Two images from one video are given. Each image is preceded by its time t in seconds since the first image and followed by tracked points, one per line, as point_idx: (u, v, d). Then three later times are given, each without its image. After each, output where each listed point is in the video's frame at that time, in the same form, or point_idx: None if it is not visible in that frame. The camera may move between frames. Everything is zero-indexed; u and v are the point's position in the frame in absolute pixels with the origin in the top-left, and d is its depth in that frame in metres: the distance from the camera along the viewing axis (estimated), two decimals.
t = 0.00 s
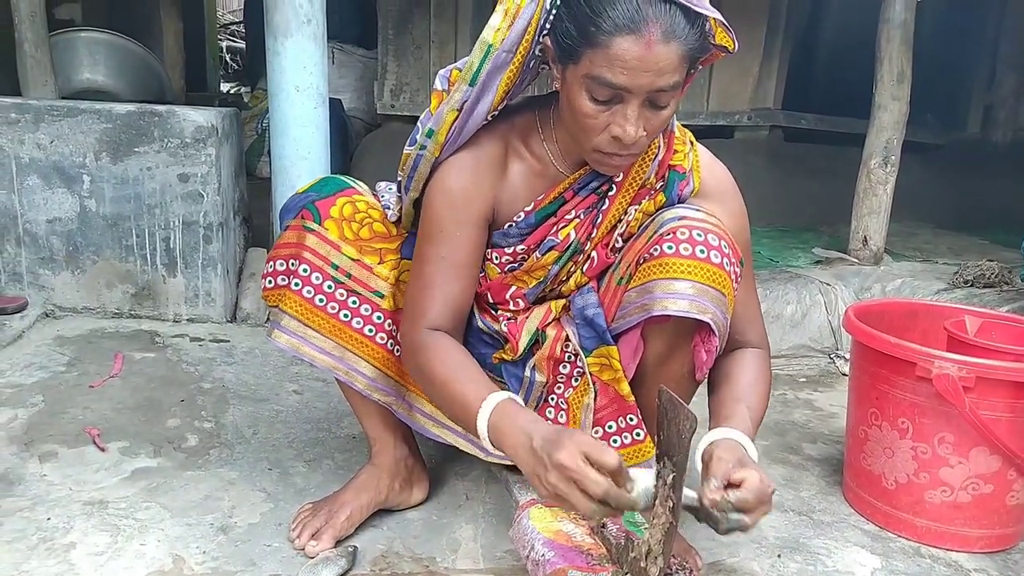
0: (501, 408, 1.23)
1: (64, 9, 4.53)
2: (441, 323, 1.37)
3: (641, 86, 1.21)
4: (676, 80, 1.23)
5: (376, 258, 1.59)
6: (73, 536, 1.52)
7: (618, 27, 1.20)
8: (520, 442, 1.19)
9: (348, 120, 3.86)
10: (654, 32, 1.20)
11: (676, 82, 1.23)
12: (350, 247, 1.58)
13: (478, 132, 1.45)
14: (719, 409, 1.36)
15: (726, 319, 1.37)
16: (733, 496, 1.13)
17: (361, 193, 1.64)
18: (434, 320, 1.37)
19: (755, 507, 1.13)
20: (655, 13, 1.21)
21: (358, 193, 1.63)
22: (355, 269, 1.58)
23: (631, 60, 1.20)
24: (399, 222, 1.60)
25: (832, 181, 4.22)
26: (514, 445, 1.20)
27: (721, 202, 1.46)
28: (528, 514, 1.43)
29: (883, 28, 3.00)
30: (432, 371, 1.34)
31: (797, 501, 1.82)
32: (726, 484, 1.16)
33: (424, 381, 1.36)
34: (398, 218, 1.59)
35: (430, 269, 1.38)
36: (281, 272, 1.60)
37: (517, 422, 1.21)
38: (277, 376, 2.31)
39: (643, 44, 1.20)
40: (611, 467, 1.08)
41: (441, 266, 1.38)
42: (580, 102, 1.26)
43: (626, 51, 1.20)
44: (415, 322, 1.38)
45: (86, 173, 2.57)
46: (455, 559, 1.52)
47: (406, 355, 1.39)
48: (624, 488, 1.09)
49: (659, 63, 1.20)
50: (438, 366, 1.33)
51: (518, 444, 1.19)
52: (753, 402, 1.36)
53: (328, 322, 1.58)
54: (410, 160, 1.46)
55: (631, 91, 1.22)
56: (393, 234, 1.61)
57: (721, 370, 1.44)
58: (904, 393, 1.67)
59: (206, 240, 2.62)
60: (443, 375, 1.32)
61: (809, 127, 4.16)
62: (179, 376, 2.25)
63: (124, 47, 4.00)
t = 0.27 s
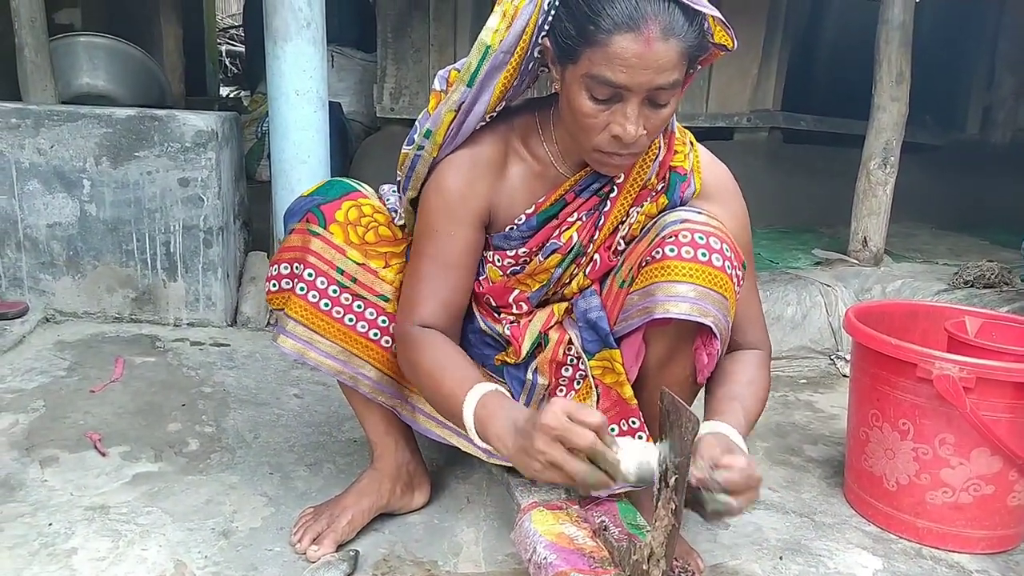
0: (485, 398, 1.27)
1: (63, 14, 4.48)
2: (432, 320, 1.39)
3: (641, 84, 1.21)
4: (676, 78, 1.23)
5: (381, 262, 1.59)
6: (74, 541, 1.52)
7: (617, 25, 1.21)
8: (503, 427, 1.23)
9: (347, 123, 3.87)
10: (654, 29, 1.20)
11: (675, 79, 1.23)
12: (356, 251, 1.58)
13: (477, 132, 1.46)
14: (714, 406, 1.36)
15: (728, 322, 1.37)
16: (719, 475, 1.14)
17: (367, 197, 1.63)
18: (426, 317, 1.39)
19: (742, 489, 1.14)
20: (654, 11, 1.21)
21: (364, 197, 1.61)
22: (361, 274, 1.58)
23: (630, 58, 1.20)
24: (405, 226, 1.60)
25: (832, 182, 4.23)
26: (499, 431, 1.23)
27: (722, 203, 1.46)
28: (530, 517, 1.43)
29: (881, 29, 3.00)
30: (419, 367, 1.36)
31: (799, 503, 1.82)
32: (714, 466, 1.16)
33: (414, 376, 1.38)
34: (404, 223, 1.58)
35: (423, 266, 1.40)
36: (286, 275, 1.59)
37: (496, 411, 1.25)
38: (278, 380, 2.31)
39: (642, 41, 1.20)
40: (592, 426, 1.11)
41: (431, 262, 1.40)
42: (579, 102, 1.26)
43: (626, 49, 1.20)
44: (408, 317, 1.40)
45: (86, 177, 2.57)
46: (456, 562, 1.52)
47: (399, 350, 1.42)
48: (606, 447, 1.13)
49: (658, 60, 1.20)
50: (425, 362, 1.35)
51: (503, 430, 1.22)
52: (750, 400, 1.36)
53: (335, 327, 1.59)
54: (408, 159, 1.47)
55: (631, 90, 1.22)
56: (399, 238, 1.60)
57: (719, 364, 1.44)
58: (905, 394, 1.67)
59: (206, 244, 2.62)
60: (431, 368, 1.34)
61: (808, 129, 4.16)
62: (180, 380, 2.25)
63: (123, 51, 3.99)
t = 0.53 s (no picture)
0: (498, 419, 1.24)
1: (60, 14, 4.44)
2: (439, 328, 1.37)
3: (642, 89, 1.21)
4: (676, 83, 1.23)
5: (375, 262, 1.59)
6: (72, 541, 1.52)
7: (619, 31, 1.21)
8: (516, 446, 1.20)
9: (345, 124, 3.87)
10: (655, 36, 1.20)
11: (675, 85, 1.23)
12: (350, 251, 1.58)
13: (478, 136, 1.46)
14: (720, 418, 1.35)
15: (725, 322, 1.37)
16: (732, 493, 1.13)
17: (360, 198, 1.62)
18: (433, 326, 1.37)
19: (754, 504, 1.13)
20: (655, 17, 1.22)
21: (357, 198, 1.61)
22: (355, 274, 1.58)
23: (632, 64, 1.20)
24: (399, 226, 1.60)
25: (829, 183, 4.23)
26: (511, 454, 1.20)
27: (720, 205, 1.46)
28: (528, 517, 1.43)
29: (879, 30, 3.00)
30: (430, 377, 1.33)
31: (796, 503, 1.83)
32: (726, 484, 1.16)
33: (420, 385, 1.36)
34: (398, 222, 1.59)
35: (428, 274, 1.38)
36: (280, 276, 1.60)
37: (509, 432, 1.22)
38: (276, 380, 2.31)
39: (644, 48, 1.20)
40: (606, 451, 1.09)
41: (438, 270, 1.38)
42: (580, 106, 1.26)
43: (627, 55, 1.20)
44: (414, 329, 1.37)
45: (84, 178, 2.57)
46: (455, 562, 1.52)
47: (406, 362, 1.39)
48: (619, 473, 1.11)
49: (659, 66, 1.21)
50: (436, 373, 1.33)
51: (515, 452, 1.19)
52: (754, 410, 1.36)
53: (329, 327, 1.59)
54: (409, 165, 1.47)
55: (632, 95, 1.22)
56: (392, 238, 1.61)
57: (721, 374, 1.44)
58: (903, 395, 1.67)
59: (204, 244, 2.62)
60: (438, 378, 1.32)
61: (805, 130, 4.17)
62: (178, 380, 2.25)
63: (121, 51, 3.99)
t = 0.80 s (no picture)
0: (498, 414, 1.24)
1: (61, 17, 4.45)
2: (438, 328, 1.37)
3: (640, 90, 1.22)
4: (675, 83, 1.23)
5: (380, 265, 1.59)
6: (74, 544, 1.52)
7: (617, 31, 1.21)
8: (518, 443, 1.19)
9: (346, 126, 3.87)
10: (653, 36, 1.21)
11: (674, 86, 1.23)
12: (355, 254, 1.58)
13: (476, 137, 1.46)
14: (717, 418, 1.36)
15: (726, 325, 1.37)
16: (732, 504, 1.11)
17: (366, 201, 1.62)
18: (432, 326, 1.37)
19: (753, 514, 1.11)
20: (653, 17, 1.22)
21: (363, 200, 1.62)
22: (359, 277, 1.58)
23: (630, 63, 1.20)
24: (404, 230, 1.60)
25: (830, 184, 4.23)
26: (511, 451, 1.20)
27: (721, 208, 1.46)
28: (529, 519, 1.43)
29: (879, 32, 3.00)
30: (427, 375, 1.34)
31: (797, 505, 1.83)
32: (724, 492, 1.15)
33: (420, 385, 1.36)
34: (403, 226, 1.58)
35: (428, 273, 1.39)
36: (284, 278, 1.60)
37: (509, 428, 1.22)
38: (277, 383, 2.31)
39: (642, 48, 1.20)
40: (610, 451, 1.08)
41: (438, 270, 1.38)
42: (579, 107, 1.26)
43: (625, 55, 1.20)
44: (413, 327, 1.38)
45: (85, 180, 2.57)
46: (456, 565, 1.52)
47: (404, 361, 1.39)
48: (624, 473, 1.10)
49: (658, 66, 1.21)
50: (434, 373, 1.33)
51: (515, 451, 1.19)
52: (752, 412, 1.36)
53: (333, 330, 1.58)
54: (408, 164, 1.46)
55: (631, 95, 1.22)
56: (397, 241, 1.60)
57: (719, 375, 1.44)
58: (904, 397, 1.67)
59: (205, 247, 2.63)
60: (437, 378, 1.32)
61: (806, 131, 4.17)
62: (179, 383, 2.25)
63: (122, 53, 4.00)
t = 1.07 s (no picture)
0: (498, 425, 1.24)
1: (63, 24, 4.47)
2: (440, 337, 1.37)
3: (643, 99, 1.22)
4: (677, 92, 1.23)
5: (379, 271, 1.58)
6: (74, 551, 1.52)
7: (620, 40, 1.21)
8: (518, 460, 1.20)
9: (347, 132, 3.88)
10: (656, 45, 1.21)
11: (676, 94, 1.23)
12: (354, 260, 1.58)
13: (476, 144, 1.46)
14: (723, 421, 1.37)
15: (727, 331, 1.37)
16: (737, 500, 1.14)
17: (364, 208, 1.64)
18: (434, 335, 1.37)
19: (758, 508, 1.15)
20: (656, 26, 1.22)
21: (361, 207, 1.63)
22: (358, 283, 1.58)
23: (633, 73, 1.21)
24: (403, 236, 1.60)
25: (830, 190, 4.24)
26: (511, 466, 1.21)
27: (721, 214, 1.46)
28: (530, 526, 1.43)
29: (880, 38, 3.01)
30: (431, 386, 1.34)
31: (799, 511, 1.82)
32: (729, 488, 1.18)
33: (425, 397, 1.36)
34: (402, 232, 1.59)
35: (429, 282, 1.38)
36: (284, 285, 1.60)
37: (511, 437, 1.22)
38: (277, 389, 2.31)
39: (645, 57, 1.20)
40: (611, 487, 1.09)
41: (440, 279, 1.38)
42: (581, 115, 1.27)
43: (628, 64, 1.20)
44: (415, 336, 1.38)
45: (87, 187, 2.58)
46: (457, 572, 1.51)
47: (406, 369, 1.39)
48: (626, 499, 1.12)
49: (660, 76, 1.21)
50: (438, 383, 1.33)
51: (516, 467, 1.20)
52: (757, 413, 1.36)
53: (333, 336, 1.59)
54: (409, 171, 1.48)
55: (634, 105, 1.23)
56: (396, 247, 1.60)
57: (721, 380, 1.44)
58: (905, 403, 1.67)
59: (206, 253, 2.63)
60: (444, 392, 1.32)
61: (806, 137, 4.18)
62: (179, 389, 2.25)
63: (123, 60, 4.01)
